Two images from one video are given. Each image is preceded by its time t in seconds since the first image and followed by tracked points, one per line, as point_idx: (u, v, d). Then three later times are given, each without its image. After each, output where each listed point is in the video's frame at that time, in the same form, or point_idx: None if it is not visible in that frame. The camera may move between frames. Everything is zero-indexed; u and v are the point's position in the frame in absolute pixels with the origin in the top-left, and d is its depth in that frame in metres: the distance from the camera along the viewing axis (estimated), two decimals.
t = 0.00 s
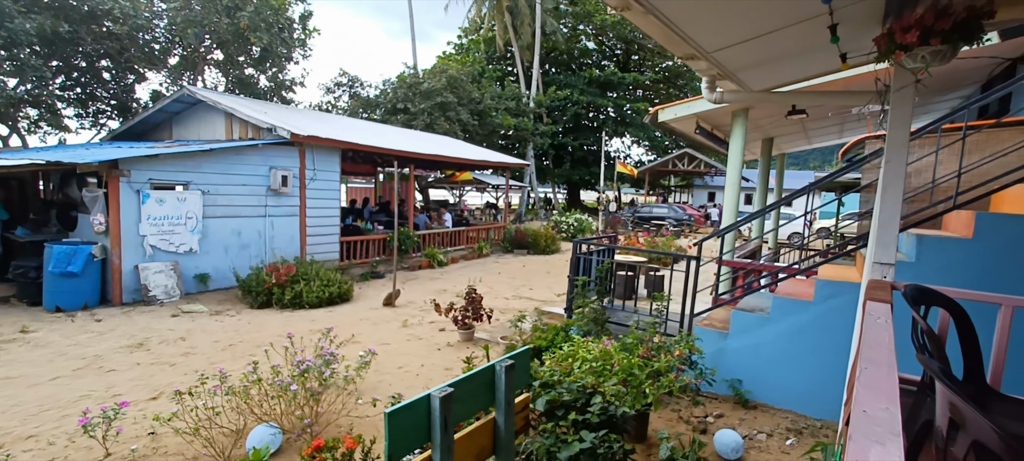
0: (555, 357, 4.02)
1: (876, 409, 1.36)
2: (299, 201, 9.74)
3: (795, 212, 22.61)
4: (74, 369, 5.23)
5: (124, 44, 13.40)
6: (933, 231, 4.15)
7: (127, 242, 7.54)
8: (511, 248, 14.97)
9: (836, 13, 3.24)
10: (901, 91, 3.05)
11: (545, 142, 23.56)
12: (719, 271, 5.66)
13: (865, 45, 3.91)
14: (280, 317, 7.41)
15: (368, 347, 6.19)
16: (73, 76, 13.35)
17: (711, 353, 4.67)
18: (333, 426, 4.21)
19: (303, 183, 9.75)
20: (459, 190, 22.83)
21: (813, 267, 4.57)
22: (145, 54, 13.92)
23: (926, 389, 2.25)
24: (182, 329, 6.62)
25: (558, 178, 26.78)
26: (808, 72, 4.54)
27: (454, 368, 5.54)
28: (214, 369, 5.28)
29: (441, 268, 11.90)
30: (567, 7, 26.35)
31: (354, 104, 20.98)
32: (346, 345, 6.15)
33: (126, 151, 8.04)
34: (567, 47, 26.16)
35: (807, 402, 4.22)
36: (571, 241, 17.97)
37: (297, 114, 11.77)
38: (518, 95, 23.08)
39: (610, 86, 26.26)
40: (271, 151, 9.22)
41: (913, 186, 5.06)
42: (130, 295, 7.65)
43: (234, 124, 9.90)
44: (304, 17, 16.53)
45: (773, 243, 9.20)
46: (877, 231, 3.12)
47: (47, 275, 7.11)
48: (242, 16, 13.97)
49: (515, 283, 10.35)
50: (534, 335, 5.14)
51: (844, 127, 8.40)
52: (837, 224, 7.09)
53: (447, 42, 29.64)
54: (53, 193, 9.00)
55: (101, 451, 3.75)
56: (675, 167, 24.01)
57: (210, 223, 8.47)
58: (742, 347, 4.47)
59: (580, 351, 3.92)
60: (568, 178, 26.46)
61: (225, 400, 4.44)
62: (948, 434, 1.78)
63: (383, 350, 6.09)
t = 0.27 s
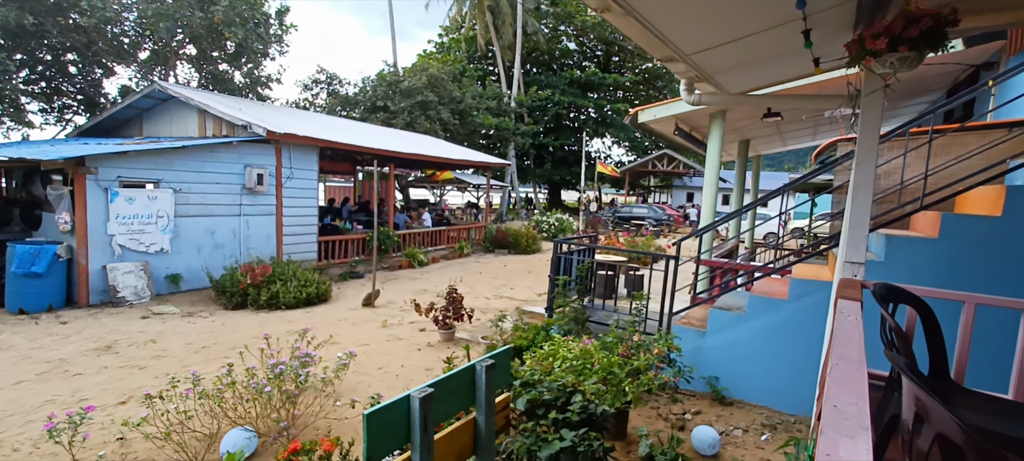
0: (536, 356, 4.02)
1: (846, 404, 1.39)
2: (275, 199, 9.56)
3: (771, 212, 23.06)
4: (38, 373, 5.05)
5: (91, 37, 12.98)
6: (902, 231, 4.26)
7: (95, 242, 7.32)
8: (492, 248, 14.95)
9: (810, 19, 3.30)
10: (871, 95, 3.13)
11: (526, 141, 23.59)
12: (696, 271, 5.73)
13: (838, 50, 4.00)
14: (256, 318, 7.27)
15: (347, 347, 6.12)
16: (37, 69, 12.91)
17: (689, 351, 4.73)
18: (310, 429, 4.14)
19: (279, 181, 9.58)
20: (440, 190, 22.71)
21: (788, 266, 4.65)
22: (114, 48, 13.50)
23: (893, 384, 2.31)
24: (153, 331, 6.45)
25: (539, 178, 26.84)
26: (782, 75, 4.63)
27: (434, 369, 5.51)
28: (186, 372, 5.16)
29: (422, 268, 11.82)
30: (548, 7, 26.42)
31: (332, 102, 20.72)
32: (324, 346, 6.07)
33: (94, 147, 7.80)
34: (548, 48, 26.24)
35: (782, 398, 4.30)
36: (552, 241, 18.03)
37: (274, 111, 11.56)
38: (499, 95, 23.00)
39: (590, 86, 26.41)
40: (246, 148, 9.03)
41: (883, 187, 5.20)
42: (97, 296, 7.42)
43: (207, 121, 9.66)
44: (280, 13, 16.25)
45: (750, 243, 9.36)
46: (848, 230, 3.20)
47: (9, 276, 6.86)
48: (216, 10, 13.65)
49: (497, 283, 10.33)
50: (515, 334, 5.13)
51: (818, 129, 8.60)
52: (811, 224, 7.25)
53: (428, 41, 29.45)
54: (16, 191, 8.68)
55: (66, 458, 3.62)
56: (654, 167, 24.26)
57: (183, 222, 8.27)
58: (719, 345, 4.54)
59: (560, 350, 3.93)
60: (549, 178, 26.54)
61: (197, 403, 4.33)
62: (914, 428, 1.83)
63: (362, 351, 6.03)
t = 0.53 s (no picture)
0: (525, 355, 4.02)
1: (828, 399, 1.41)
2: (261, 199, 9.46)
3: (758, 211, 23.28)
4: (17, 376, 4.95)
5: (71, 33, 12.74)
6: (884, 230, 4.32)
7: (76, 242, 7.19)
8: (482, 247, 14.92)
9: (794, 21, 3.34)
10: (853, 96, 3.18)
11: (515, 141, 23.58)
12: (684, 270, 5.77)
13: (821, 52, 4.05)
14: (242, 319, 7.19)
15: (334, 348, 6.07)
16: (15, 66, 12.65)
17: (677, 349, 4.76)
18: (297, 431, 4.11)
19: (265, 181, 9.47)
20: (429, 189, 22.63)
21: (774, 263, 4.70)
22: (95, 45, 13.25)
23: (875, 380, 2.35)
24: (136, 333, 6.35)
25: (528, 178, 26.85)
26: (767, 77, 4.69)
27: (423, 369, 5.49)
28: (170, 374, 5.09)
29: (411, 268, 11.76)
30: (537, 7, 26.42)
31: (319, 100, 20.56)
32: (311, 347, 6.02)
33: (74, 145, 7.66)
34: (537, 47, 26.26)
35: (767, 395, 4.35)
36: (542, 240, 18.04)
37: (260, 110, 11.43)
38: (489, 94, 22.94)
39: (579, 86, 26.47)
40: (231, 147, 8.92)
41: (866, 187, 5.27)
42: (78, 297, 7.29)
43: (191, 119, 9.53)
44: (266, 10, 16.08)
45: (737, 242, 9.45)
46: (832, 229, 3.24)
47: None
48: (200, 7, 13.55)
49: (486, 282, 10.32)
50: (504, 334, 5.13)
51: (803, 129, 8.70)
52: (797, 223, 7.33)
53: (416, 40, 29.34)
54: None
55: None
56: (643, 167, 24.38)
57: (166, 222, 8.16)
58: (706, 343, 4.58)
59: (548, 349, 3.94)
60: (539, 177, 26.56)
61: (181, 406, 4.27)
62: (894, 422, 1.86)
63: (350, 352, 5.99)
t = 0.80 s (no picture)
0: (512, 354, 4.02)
1: (810, 395, 1.43)
2: (244, 198, 9.32)
3: (742, 209, 23.55)
4: None
5: (46, 29, 12.44)
6: (865, 227, 4.39)
7: (52, 243, 7.03)
8: (469, 246, 14.89)
9: (777, 21, 3.37)
10: (834, 96, 3.23)
11: (502, 140, 23.57)
12: (670, 268, 5.81)
13: (803, 52, 4.10)
14: (225, 320, 7.09)
15: (320, 349, 6.01)
16: None
17: (663, 347, 4.79)
18: (282, 433, 4.06)
19: (248, 180, 9.33)
20: (415, 188, 22.52)
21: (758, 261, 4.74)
22: (71, 41, 12.97)
23: (855, 375, 2.39)
24: (116, 335, 6.23)
25: (515, 176, 26.85)
26: (751, 76, 4.73)
27: (410, 369, 5.46)
28: (151, 377, 5.00)
29: (397, 267, 11.69)
30: (523, 5, 26.40)
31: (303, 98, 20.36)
32: (296, 348, 5.96)
33: (49, 144, 7.49)
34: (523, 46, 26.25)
35: (752, 392, 4.40)
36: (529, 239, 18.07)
37: (243, 107, 11.27)
38: (475, 93, 22.87)
39: (566, 85, 26.53)
40: (212, 146, 8.77)
41: (847, 185, 5.36)
42: (55, 300, 7.14)
43: (171, 117, 9.35)
44: (249, 6, 15.85)
45: (722, 240, 9.54)
46: (814, 227, 3.28)
47: None
48: (180, 2, 13.28)
49: (473, 281, 10.29)
50: (491, 333, 5.12)
51: (786, 129, 8.81)
52: (780, 221, 7.42)
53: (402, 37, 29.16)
54: None
55: None
56: (629, 165, 24.52)
57: (146, 222, 8.01)
58: (692, 340, 4.62)
59: (536, 348, 3.94)
60: (525, 176, 26.59)
61: (162, 410, 4.19)
62: (873, 416, 1.90)
63: (336, 352, 5.93)
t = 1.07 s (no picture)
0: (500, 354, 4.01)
1: (793, 390, 1.45)
2: (228, 198, 9.20)
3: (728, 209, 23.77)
4: None
5: (22, 26, 12.18)
6: (848, 226, 4.45)
7: (29, 244, 6.88)
8: (457, 246, 14.85)
9: (761, 22, 3.41)
10: (817, 97, 3.27)
11: (490, 140, 23.55)
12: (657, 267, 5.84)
13: (787, 53, 4.15)
14: (209, 323, 6.99)
15: (306, 351, 5.95)
16: None
17: (650, 345, 4.82)
18: (267, 436, 4.01)
19: (232, 180, 9.21)
20: (403, 188, 22.41)
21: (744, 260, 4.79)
22: (48, 38, 12.71)
23: (837, 371, 2.43)
24: (96, 339, 6.11)
25: (503, 176, 26.85)
26: (736, 77, 4.78)
27: (398, 370, 5.44)
28: (132, 381, 4.91)
29: (385, 268, 11.62)
30: (511, 5, 26.39)
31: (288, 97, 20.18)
32: (281, 350, 5.89)
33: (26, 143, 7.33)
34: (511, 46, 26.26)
35: (737, 389, 4.45)
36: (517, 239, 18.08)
37: (226, 106, 11.12)
38: (463, 93, 22.81)
39: (554, 85, 26.58)
40: (195, 145, 8.64)
41: (829, 185, 5.44)
42: (32, 302, 6.99)
43: (152, 116, 9.19)
44: (232, 4, 15.65)
45: (708, 239, 9.63)
46: (797, 226, 3.33)
47: None
48: None
49: (461, 282, 10.27)
50: (479, 333, 5.11)
51: (771, 129, 8.92)
52: (765, 220, 7.50)
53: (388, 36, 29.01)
54: None
55: None
56: (617, 165, 24.64)
57: (127, 223, 7.88)
58: (678, 338, 4.66)
59: (524, 347, 3.93)
60: (513, 176, 26.60)
61: (144, 414, 4.12)
62: (854, 411, 1.93)
63: (322, 354, 5.88)
